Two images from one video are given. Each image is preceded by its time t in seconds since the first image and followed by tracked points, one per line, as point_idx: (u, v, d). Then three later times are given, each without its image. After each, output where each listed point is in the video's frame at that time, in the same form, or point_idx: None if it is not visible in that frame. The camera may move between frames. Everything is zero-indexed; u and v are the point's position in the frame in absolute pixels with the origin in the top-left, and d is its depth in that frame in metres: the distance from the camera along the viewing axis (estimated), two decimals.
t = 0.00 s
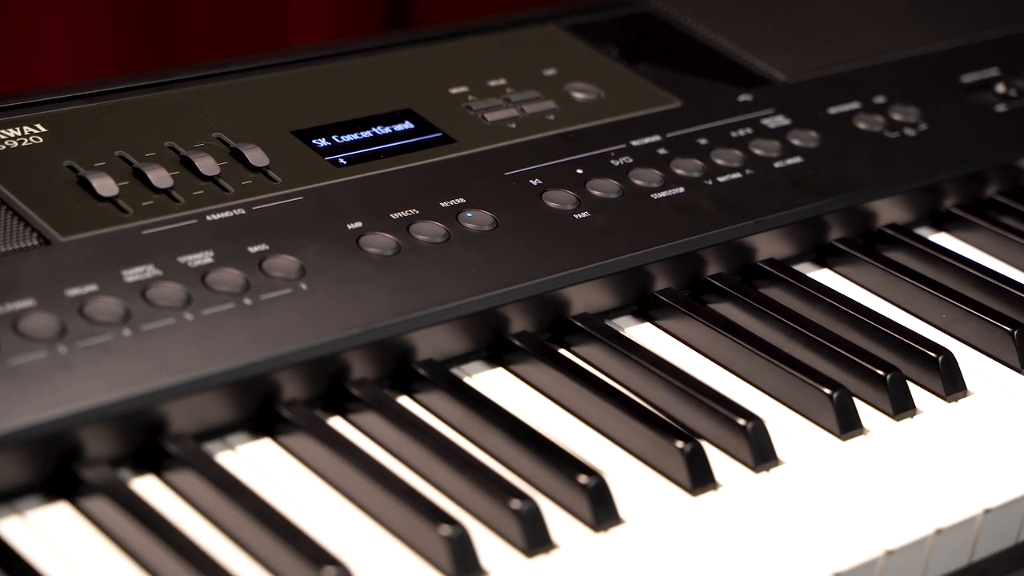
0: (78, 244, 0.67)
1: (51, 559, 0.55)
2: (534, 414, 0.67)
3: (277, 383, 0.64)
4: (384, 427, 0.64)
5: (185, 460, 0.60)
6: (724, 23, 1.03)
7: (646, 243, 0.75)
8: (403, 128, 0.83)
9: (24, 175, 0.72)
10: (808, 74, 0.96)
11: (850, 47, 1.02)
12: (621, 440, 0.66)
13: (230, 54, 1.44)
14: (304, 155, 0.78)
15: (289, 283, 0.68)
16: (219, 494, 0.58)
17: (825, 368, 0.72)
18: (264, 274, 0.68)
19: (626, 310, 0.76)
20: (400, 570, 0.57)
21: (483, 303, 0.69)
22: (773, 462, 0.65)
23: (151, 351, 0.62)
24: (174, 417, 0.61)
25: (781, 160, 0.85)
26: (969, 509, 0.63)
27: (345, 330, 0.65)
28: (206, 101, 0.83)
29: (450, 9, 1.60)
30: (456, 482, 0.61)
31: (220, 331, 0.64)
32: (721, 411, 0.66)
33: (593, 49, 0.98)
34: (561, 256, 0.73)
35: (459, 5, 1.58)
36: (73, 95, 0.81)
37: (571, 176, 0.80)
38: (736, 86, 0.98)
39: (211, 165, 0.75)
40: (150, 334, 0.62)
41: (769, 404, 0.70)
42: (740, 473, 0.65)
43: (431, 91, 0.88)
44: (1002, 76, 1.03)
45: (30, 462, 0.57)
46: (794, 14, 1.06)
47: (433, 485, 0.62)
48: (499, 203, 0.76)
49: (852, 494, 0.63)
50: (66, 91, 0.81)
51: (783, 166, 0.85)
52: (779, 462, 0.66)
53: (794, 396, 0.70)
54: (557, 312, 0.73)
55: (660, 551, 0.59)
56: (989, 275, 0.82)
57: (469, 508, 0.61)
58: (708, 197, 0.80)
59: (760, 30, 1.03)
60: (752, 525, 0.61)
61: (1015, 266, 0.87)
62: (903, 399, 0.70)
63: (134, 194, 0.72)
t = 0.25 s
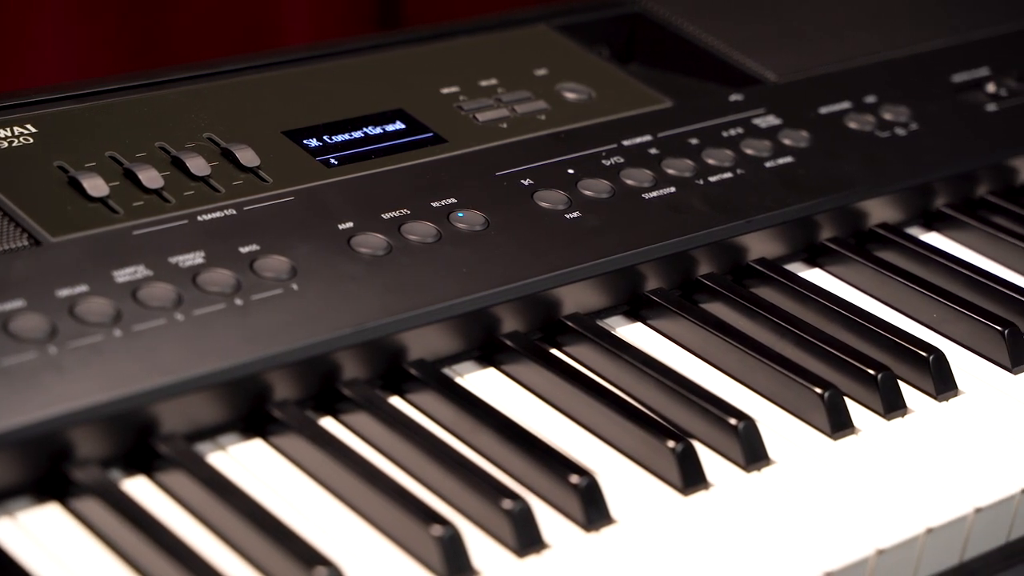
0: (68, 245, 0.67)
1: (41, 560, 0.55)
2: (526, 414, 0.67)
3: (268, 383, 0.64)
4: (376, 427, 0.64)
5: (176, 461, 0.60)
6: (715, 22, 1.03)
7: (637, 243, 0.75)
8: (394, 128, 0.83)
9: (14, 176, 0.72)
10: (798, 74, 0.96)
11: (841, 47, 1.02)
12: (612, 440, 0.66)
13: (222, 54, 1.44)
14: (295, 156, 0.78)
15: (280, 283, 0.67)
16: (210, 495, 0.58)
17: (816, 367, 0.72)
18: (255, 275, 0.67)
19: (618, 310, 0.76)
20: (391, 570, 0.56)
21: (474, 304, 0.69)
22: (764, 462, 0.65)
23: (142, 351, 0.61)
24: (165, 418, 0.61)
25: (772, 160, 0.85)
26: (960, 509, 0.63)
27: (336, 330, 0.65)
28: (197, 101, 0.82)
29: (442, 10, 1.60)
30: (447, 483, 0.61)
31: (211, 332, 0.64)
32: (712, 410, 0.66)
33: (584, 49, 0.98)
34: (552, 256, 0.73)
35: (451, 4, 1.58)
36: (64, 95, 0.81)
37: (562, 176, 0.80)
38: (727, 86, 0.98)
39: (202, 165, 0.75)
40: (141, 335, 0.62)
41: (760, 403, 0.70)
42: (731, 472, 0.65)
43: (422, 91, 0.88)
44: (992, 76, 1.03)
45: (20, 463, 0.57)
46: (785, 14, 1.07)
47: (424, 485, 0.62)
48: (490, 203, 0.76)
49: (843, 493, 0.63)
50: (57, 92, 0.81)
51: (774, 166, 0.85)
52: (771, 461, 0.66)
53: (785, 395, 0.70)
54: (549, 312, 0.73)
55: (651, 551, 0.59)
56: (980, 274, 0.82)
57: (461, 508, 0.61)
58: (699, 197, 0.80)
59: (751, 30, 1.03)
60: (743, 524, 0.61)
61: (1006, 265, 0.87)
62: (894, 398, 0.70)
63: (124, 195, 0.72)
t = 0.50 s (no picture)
0: (59, 245, 0.67)
1: (32, 561, 0.55)
2: (517, 414, 0.67)
3: (260, 383, 0.64)
4: (367, 427, 0.64)
5: (167, 461, 0.60)
6: (706, 22, 1.03)
7: (629, 243, 0.75)
8: (385, 128, 0.83)
9: (5, 176, 0.72)
10: (790, 74, 0.96)
11: (832, 47, 1.02)
12: (603, 440, 0.66)
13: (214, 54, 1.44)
14: (286, 156, 0.78)
15: (271, 283, 0.67)
16: (201, 495, 0.58)
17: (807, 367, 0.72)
18: (246, 275, 0.67)
19: (609, 309, 0.77)
20: (383, 570, 0.56)
21: (465, 304, 0.69)
22: (755, 461, 0.65)
23: (133, 352, 0.61)
24: (156, 418, 0.61)
25: (763, 160, 0.85)
26: (951, 508, 0.63)
27: (327, 330, 0.65)
28: (188, 102, 0.82)
29: (433, 9, 1.60)
30: (438, 482, 0.61)
31: (202, 332, 0.63)
32: (703, 410, 0.66)
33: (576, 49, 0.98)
34: (543, 256, 0.73)
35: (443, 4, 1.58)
36: (55, 95, 0.81)
37: (554, 176, 0.80)
38: (719, 86, 0.99)
39: (193, 166, 0.75)
40: (132, 336, 0.62)
41: (751, 403, 0.70)
42: (722, 472, 0.65)
43: (413, 91, 0.88)
44: (983, 75, 1.03)
45: (10, 464, 0.57)
46: (776, 14, 1.07)
47: (416, 485, 0.62)
48: (481, 203, 0.76)
49: (834, 493, 0.63)
50: (48, 92, 0.81)
51: (765, 166, 0.85)
52: (762, 461, 0.66)
53: (776, 395, 0.70)
54: (540, 312, 0.73)
55: (643, 551, 0.59)
56: (971, 274, 0.82)
57: (452, 508, 0.60)
58: (691, 197, 0.80)
59: (742, 30, 1.03)
60: (735, 524, 0.61)
61: (997, 264, 0.87)
62: (885, 398, 0.70)
63: (115, 195, 0.72)
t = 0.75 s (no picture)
0: (50, 246, 0.67)
1: (23, 562, 0.54)
2: (509, 414, 0.67)
3: (251, 384, 0.64)
4: (359, 427, 0.64)
5: (158, 462, 0.60)
6: (697, 22, 1.03)
7: (620, 243, 0.75)
8: (377, 128, 0.83)
9: None
10: (781, 74, 0.97)
11: (823, 47, 1.02)
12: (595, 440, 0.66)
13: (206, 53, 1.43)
14: (277, 156, 0.78)
15: (262, 284, 0.67)
16: (193, 496, 0.58)
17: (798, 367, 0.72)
18: (237, 275, 0.67)
19: (601, 309, 0.77)
20: (374, 570, 0.56)
21: (457, 304, 0.69)
22: (747, 461, 0.65)
23: (124, 352, 0.61)
24: (147, 419, 0.61)
25: (755, 160, 0.85)
26: (942, 507, 0.63)
27: (318, 330, 0.65)
28: (179, 102, 0.82)
29: (425, 9, 1.60)
30: (429, 482, 0.61)
31: (193, 333, 0.63)
32: (695, 409, 0.66)
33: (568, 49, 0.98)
34: (535, 255, 0.73)
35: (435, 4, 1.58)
36: (46, 95, 0.81)
37: (545, 176, 0.80)
38: (710, 86, 0.99)
39: (184, 166, 0.75)
40: (123, 336, 0.62)
41: (743, 403, 0.70)
42: (714, 471, 0.65)
43: (404, 91, 0.88)
44: (974, 75, 1.03)
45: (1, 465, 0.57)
46: (767, 14, 1.07)
47: (407, 485, 0.62)
48: (472, 203, 0.76)
49: (826, 492, 0.63)
50: (39, 92, 0.81)
51: (756, 165, 0.85)
52: (753, 460, 0.66)
53: (768, 394, 0.70)
54: (532, 312, 0.73)
55: (634, 551, 0.59)
56: (963, 273, 0.82)
57: (444, 509, 0.60)
58: (682, 196, 0.80)
59: (733, 30, 1.03)
60: (727, 523, 0.61)
61: (989, 264, 0.87)
62: (877, 397, 0.70)
63: (106, 195, 0.72)
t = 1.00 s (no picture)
0: (42, 246, 0.67)
1: (14, 563, 0.54)
2: (501, 414, 0.67)
3: (243, 384, 0.64)
4: (351, 427, 0.64)
5: (150, 462, 0.60)
6: (690, 22, 1.03)
7: (613, 243, 0.75)
8: (369, 128, 0.83)
9: None
10: (773, 73, 0.97)
11: (815, 46, 1.02)
12: (587, 440, 0.66)
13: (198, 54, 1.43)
14: (270, 156, 0.78)
15: (254, 284, 0.67)
16: (185, 496, 0.58)
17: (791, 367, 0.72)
18: (229, 276, 0.67)
19: (593, 309, 0.77)
20: (366, 570, 0.56)
21: (449, 304, 0.69)
22: (739, 460, 0.65)
23: (116, 353, 0.61)
24: (140, 419, 0.61)
25: (747, 159, 0.85)
26: (934, 507, 0.63)
27: (310, 331, 0.65)
28: (171, 102, 0.82)
29: (418, 9, 1.60)
30: (422, 482, 0.61)
31: (185, 333, 0.63)
32: (687, 409, 0.66)
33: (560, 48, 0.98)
34: (527, 255, 0.73)
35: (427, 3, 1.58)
36: (38, 96, 0.81)
37: (538, 175, 0.80)
38: (703, 86, 0.99)
39: (177, 166, 0.75)
40: (115, 336, 0.62)
41: (735, 402, 0.70)
42: (706, 471, 0.65)
43: (397, 91, 0.88)
44: (966, 74, 1.03)
45: None
46: (759, 13, 1.07)
47: (400, 485, 0.62)
48: (464, 203, 0.76)
49: (818, 492, 0.63)
50: (31, 92, 0.81)
51: (749, 165, 0.85)
52: (746, 460, 0.66)
53: (760, 393, 0.70)
54: (524, 312, 0.73)
55: (626, 551, 0.59)
56: (956, 273, 0.82)
57: (436, 509, 0.60)
58: (675, 196, 0.80)
59: (725, 30, 1.03)
60: (719, 523, 0.61)
61: (982, 263, 0.87)
62: (869, 397, 0.70)
63: (98, 195, 0.72)
